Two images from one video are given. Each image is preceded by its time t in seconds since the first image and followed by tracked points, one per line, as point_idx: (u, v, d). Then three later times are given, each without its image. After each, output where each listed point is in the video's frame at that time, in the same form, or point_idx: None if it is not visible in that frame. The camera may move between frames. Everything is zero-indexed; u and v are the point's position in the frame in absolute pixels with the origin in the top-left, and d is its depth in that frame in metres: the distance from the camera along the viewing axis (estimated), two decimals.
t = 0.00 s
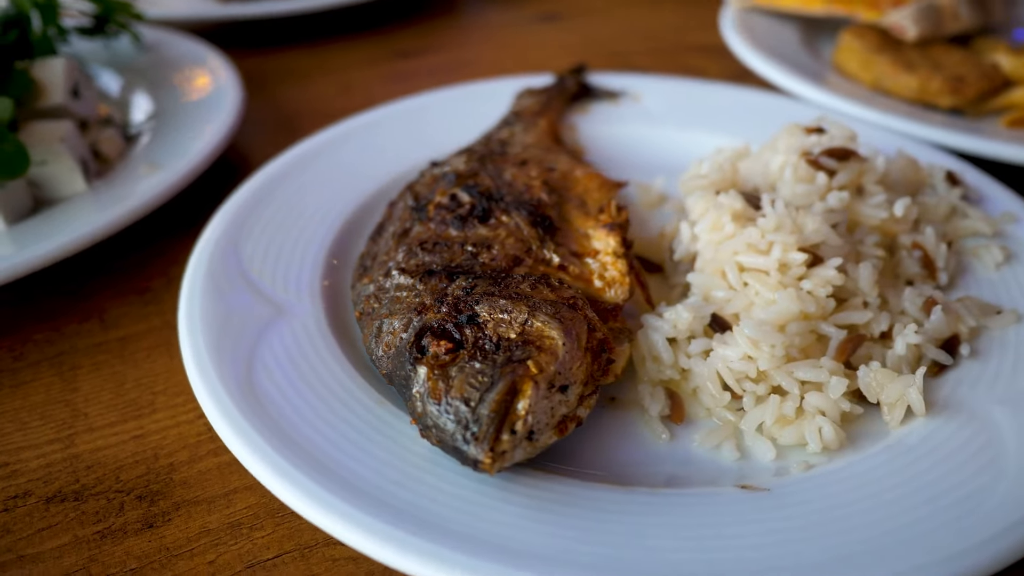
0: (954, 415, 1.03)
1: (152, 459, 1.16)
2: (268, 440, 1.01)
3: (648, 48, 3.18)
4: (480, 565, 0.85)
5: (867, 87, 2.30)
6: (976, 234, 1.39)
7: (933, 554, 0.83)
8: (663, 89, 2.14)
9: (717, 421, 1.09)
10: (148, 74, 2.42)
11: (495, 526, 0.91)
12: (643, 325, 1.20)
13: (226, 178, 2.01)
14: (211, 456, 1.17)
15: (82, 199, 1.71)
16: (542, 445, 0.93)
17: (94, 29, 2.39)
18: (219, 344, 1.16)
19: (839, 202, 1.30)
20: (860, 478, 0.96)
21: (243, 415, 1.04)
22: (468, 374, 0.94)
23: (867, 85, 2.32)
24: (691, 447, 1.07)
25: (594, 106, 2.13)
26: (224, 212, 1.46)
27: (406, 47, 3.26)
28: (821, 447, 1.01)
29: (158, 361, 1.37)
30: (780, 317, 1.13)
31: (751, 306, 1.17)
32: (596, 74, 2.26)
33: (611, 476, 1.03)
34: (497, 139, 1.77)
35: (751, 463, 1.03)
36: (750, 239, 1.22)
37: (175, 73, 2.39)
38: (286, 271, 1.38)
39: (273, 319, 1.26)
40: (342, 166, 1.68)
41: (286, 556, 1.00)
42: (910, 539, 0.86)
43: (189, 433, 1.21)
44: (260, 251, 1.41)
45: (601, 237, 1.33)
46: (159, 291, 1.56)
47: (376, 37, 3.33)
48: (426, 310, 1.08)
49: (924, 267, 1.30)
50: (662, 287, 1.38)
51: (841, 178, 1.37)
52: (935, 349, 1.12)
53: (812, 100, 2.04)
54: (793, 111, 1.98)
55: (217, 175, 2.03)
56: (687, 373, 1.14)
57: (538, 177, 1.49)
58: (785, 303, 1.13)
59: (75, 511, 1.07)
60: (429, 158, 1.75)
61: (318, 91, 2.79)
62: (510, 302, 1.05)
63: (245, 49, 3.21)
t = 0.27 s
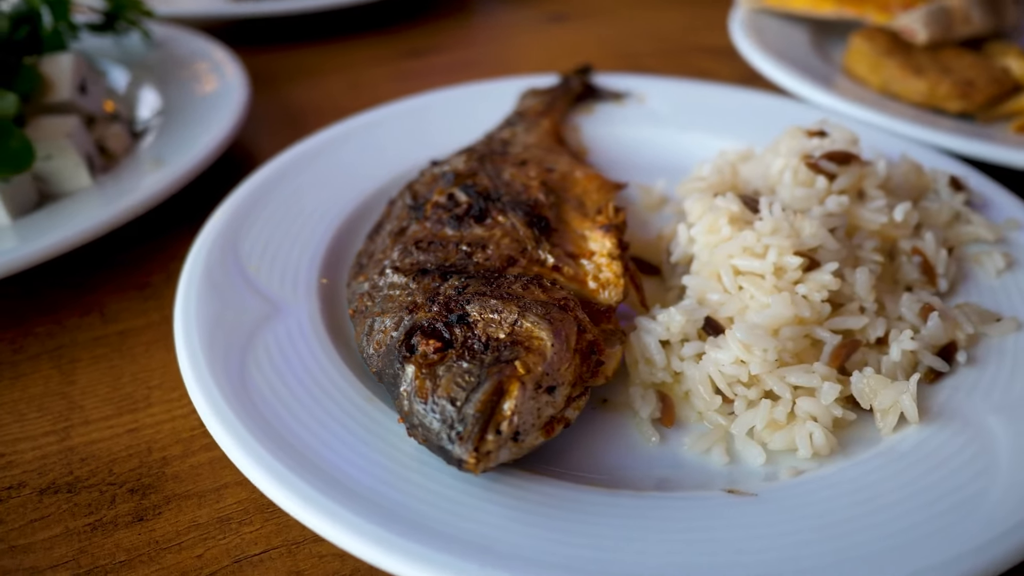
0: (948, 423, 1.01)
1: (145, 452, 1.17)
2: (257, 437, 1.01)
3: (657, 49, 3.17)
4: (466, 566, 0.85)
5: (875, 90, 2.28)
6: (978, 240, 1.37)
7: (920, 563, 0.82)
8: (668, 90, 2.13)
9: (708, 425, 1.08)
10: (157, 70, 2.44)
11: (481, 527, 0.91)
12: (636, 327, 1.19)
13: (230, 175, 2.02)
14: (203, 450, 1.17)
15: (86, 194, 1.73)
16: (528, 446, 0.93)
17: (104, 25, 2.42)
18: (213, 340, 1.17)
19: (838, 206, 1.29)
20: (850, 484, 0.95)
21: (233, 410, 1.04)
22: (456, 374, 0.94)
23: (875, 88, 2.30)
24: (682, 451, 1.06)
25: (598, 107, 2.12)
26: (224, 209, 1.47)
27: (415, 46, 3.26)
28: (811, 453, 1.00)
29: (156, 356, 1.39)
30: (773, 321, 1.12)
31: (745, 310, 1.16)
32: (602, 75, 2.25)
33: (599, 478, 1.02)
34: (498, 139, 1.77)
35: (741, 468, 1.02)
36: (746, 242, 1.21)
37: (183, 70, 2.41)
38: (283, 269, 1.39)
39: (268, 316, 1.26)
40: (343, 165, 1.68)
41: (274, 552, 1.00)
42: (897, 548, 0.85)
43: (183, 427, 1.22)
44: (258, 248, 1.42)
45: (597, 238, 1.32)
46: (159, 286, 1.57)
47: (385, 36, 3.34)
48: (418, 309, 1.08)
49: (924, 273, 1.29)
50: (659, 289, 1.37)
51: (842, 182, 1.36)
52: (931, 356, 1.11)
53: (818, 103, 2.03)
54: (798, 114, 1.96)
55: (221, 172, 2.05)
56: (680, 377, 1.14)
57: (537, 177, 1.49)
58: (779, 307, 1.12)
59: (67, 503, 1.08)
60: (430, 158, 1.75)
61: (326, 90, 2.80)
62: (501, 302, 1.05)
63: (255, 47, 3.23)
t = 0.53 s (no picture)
0: (940, 432, 1.00)
1: (138, 445, 1.18)
2: (246, 434, 1.01)
3: (668, 51, 3.15)
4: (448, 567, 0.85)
5: (885, 94, 2.26)
6: (980, 247, 1.35)
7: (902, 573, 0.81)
8: (674, 92, 2.12)
9: (698, 429, 1.08)
10: (167, 66, 2.47)
11: (465, 529, 0.91)
12: (629, 329, 1.19)
13: (235, 171, 2.04)
14: (195, 444, 1.18)
15: (92, 188, 1.75)
16: (512, 447, 0.93)
17: (116, 21, 2.44)
18: (206, 335, 1.17)
19: (837, 211, 1.27)
20: (837, 492, 0.94)
21: (223, 406, 1.04)
22: (441, 373, 0.94)
23: (885, 92, 2.28)
24: (670, 455, 1.05)
25: (604, 108, 2.11)
26: (224, 205, 1.48)
27: (425, 45, 3.27)
28: (799, 460, 0.99)
29: (154, 350, 1.40)
30: (766, 326, 1.11)
31: (739, 314, 1.15)
32: (608, 76, 2.25)
33: (585, 480, 1.02)
34: (500, 139, 1.77)
35: (728, 473, 1.01)
36: (741, 246, 1.20)
37: (193, 67, 2.43)
38: (280, 265, 1.39)
39: (262, 312, 1.27)
40: (345, 163, 1.69)
41: (259, 547, 1.01)
42: (880, 557, 0.84)
43: (177, 421, 1.23)
44: (257, 245, 1.42)
45: (593, 240, 1.32)
46: (160, 280, 1.59)
47: (396, 35, 3.35)
48: (408, 308, 1.08)
49: (923, 280, 1.27)
50: (655, 292, 1.37)
51: (842, 187, 1.35)
52: (926, 364, 1.09)
53: (826, 107, 2.01)
54: (805, 117, 1.94)
55: (227, 168, 2.06)
56: (671, 380, 1.13)
57: (536, 178, 1.49)
58: (772, 312, 1.11)
59: (60, 493, 1.10)
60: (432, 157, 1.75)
61: (336, 89, 2.81)
62: (490, 302, 1.04)
63: (267, 45, 3.25)
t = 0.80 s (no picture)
0: (932, 442, 0.99)
1: (131, 437, 1.19)
2: (235, 431, 1.01)
3: (678, 53, 3.14)
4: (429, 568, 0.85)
5: (895, 99, 2.23)
6: (983, 254, 1.33)
7: None
8: (680, 94, 2.11)
9: (686, 433, 1.07)
10: (177, 63, 2.49)
11: (448, 530, 0.91)
12: (621, 332, 1.18)
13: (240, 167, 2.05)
14: (188, 438, 1.19)
15: (98, 182, 1.77)
16: (496, 447, 0.93)
17: (128, 18, 2.47)
18: (200, 330, 1.18)
19: (835, 216, 1.26)
20: (824, 499, 0.93)
21: (213, 402, 1.05)
22: (427, 372, 0.94)
23: (895, 97, 2.25)
24: (658, 459, 1.04)
25: (609, 109, 2.11)
26: (224, 202, 1.49)
27: (435, 44, 3.28)
28: (787, 466, 0.98)
29: (152, 343, 1.41)
30: (759, 331, 1.10)
31: (732, 318, 1.14)
32: (615, 77, 2.24)
33: (571, 482, 1.01)
34: (502, 139, 1.77)
35: (715, 478, 1.00)
36: (736, 250, 1.19)
37: (203, 64, 2.45)
38: (277, 263, 1.40)
39: (257, 309, 1.27)
40: (346, 162, 1.70)
41: (246, 541, 1.02)
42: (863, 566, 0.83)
43: (170, 415, 1.24)
44: (255, 242, 1.43)
45: (588, 241, 1.31)
46: (161, 275, 1.60)
47: (407, 34, 3.36)
48: (398, 306, 1.09)
49: (922, 287, 1.25)
50: (651, 295, 1.36)
51: (842, 192, 1.33)
52: (920, 372, 1.08)
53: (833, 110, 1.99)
54: (811, 121, 1.92)
55: (232, 165, 2.08)
56: (661, 383, 1.12)
57: (534, 178, 1.49)
58: (765, 316, 1.10)
59: (53, 483, 1.11)
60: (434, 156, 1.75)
61: (345, 88, 2.83)
62: (480, 302, 1.04)
63: (279, 42, 3.27)
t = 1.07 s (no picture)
0: (923, 450, 0.98)
1: (126, 431, 1.21)
2: (224, 428, 1.01)
3: (688, 54, 3.12)
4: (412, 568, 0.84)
5: (904, 103, 2.21)
6: (985, 261, 1.32)
7: None
8: (686, 96, 2.10)
9: (676, 437, 1.06)
10: (186, 59, 2.51)
11: (431, 529, 0.91)
12: (614, 333, 1.18)
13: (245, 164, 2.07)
14: (181, 432, 1.20)
15: (103, 178, 1.79)
16: (481, 447, 0.92)
17: (139, 14, 2.49)
18: (195, 326, 1.19)
19: (833, 220, 1.25)
20: (810, 505, 0.92)
21: (203, 397, 1.05)
22: (414, 371, 0.94)
23: (904, 101, 2.23)
24: (646, 461, 1.04)
25: (614, 111, 2.10)
26: (224, 199, 1.50)
27: (445, 44, 3.28)
28: (776, 472, 0.98)
29: (150, 338, 1.42)
30: (752, 335, 1.09)
31: (726, 322, 1.13)
32: (621, 78, 2.23)
33: (558, 484, 1.01)
34: (504, 139, 1.77)
35: (703, 482, 1.00)
36: (731, 253, 1.18)
37: (212, 61, 2.47)
38: (275, 260, 1.41)
39: (253, 305, 1.28)
40: (348, 160, 1.70)
41: (233, 536, 1.02)
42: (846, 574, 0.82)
43: (165, 409, 1.25)
44: (254, 239, 1.44)
45: (584, 243, 1.31)
46: (162, 270, 1.62)
47: (416, 33, 3.36)
48: (390, 305, 1.09)
49: (921, 293, 1.24)
50: (648, 296, 1.35)
51: (841, 196, 1.32)
52: (915, 379, 1.07)
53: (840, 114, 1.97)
54: (817, 124, 1.91)
55: (238, 162, 2.09)
56: (653, 386, 1.12)
57: (533, 179, 1.48)
58: (758, 320, 1.09)
59: (47, 474, 1.12)
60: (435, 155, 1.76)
61: (354, 88, 2.84)
62: (470, 302, 1.04)
63: (290, 41, 3.29)
